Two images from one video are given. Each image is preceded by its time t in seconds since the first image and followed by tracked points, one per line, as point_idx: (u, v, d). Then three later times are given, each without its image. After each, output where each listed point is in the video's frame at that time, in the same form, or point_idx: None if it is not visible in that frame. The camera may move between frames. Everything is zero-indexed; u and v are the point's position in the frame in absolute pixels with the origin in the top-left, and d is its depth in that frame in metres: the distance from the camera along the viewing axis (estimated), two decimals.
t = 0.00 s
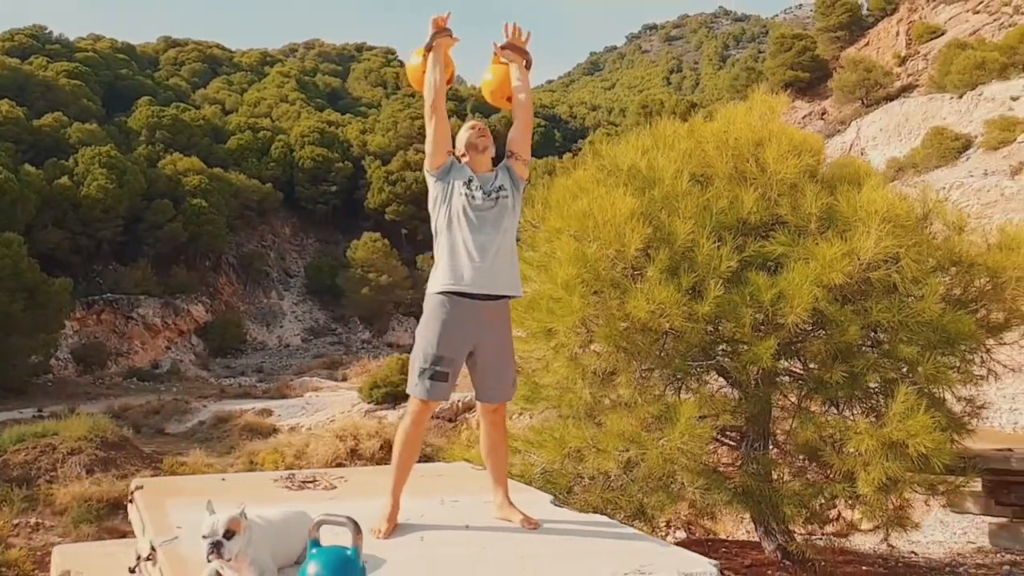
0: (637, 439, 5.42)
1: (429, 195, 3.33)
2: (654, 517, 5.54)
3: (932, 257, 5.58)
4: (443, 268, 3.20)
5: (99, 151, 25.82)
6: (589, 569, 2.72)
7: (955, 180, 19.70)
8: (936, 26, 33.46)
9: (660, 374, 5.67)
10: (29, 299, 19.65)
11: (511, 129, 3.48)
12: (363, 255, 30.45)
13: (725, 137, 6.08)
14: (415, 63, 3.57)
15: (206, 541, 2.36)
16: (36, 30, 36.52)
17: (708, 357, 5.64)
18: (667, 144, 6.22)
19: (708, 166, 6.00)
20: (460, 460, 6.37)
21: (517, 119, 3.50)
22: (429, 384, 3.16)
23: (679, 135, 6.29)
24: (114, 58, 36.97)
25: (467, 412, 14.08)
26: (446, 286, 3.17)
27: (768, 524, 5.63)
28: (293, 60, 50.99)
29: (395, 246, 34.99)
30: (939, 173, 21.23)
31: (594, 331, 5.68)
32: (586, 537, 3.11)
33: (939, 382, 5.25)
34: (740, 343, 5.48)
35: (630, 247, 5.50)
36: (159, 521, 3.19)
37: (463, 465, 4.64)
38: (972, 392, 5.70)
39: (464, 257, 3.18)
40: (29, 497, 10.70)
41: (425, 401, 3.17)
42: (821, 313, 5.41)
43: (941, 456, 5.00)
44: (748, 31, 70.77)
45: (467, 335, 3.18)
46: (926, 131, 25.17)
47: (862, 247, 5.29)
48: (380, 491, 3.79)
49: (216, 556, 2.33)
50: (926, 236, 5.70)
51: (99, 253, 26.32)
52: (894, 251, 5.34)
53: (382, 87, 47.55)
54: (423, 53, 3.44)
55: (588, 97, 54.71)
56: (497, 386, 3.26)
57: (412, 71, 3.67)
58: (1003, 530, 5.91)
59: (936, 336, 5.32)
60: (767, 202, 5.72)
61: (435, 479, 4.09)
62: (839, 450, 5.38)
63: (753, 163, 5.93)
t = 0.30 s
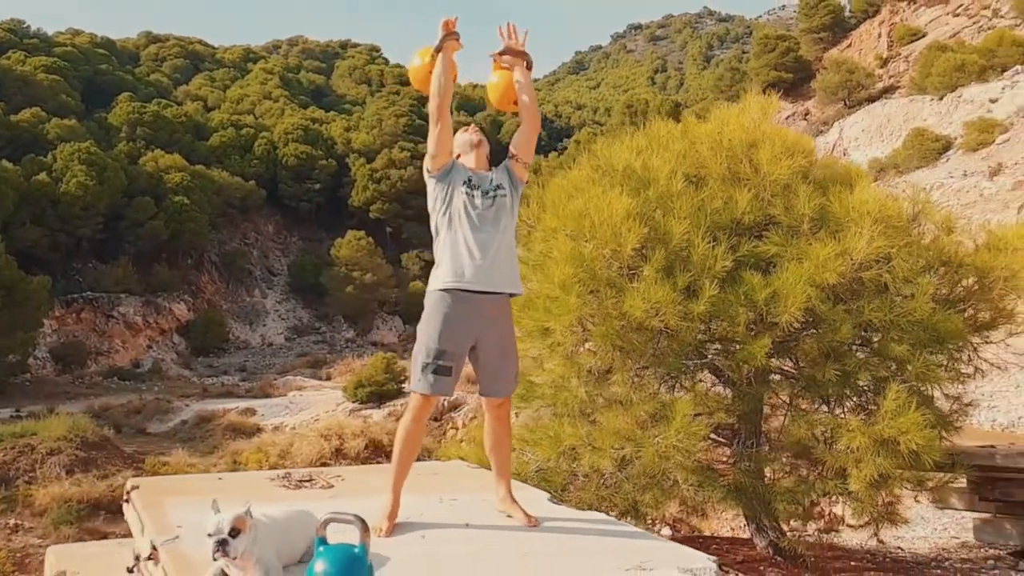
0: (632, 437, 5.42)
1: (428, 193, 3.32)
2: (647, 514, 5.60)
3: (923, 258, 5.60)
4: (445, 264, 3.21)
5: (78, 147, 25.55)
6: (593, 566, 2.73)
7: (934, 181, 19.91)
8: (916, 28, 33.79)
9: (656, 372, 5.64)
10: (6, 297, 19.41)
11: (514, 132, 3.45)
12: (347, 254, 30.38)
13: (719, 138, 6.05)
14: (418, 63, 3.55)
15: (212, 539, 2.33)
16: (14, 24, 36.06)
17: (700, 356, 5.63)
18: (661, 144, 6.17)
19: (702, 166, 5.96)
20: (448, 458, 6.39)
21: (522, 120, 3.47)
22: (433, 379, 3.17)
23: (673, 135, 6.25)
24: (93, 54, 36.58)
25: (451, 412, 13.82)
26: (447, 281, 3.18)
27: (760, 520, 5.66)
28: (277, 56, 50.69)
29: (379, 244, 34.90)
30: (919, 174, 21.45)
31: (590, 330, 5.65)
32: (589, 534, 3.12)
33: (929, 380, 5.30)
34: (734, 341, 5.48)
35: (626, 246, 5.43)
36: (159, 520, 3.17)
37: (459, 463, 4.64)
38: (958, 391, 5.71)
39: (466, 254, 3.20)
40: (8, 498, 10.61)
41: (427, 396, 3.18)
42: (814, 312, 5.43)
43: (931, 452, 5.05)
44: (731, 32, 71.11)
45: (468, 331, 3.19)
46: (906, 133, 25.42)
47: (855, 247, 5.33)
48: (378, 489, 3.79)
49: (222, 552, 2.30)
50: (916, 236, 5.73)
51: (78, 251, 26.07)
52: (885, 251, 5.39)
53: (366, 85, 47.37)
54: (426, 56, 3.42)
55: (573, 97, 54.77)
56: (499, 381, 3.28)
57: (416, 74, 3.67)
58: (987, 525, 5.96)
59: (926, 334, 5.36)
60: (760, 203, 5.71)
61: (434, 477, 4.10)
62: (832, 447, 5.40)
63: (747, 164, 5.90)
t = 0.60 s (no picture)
0: (627, 437, 5.42)
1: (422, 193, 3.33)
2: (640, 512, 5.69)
3: (911, 259, 5.63)
4: (441, 259, 3.23)
5: (57, 144, 25.33)
6: (594, 562, 2.75)
7: (915, 181, 20.14)
8: (897, 30, 34.13)
9: (650, 371, 5.62)
10: None
11: (510, 150, 3.43)
12: (330, 252, 30.28)
13: (711, 139, 6.04)
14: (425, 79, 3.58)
15: (218, 538, 2.32)
16: None
17: (692, 355, 5.63)
18: (654, 145, 6.16)
19: (694, 167, 5.94)
20: (437, 457, 6.40)
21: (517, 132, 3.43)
22: (433, 371, 3.17)
23: (665, 137, 6.24)
24: (72, 50, 36.18)
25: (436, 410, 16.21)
26: (445, 275, 3.20)
27: (750, 517, 5.67)
28: (259, 54, 50.37)
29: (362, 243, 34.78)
30: (899, 174, 21.69)
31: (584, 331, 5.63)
32: (588, 532, 3.14)
33: (917, 380, 5.35)
34: (726, 341, 5.48)
35: (620, 247, 5.42)
36: (158, 520, 3.15)
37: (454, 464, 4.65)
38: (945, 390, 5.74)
39: (461, 249, 3.21)
40: None
41: (426, 388, 3.19)
42: (806, 313, 5.42)
43: (920, 450, 5.10)
44: (714, 32, 71.52)
45: (468, 323, 3.20)
46: (887, 133, 25.67)
47: (846, 248, 5.34)
48: (376, 489, 3.79)
49: (228, 551, 2.30)
50: (905, 238, 5.75)
51: (56, 249, 25.81)
52: (876, 252, 5.40)
53: (349, 83, 47.16)
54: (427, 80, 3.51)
55: (557, 96, 54.86)
56: (499, 373, 3.27)
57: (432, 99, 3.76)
58: (971, 522, 5.87)
59: (914, 334, 5.39)
60: (752, 204, 5.70)
61: (432, 477, 4.09)
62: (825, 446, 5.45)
63: (739, 166, 5.88)
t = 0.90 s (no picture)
0: (620, 436, 5.47)
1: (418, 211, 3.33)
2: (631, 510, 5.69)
3: (900, 260, 5.68)
4: (437, 270, 3.23)
5: (36, 143, 25.22)
6: (592, 561, 2.76)
7: (897, 181, 20.35)
8: (878, 31, 34.45)
9: (642, 371, 5.64)
10: None
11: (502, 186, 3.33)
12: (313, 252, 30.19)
13: (702, 142, 6.07)
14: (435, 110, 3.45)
15: (221, 537, 2.31)
16: None
17: (684, 355, 5.63)
18: (645, 148, 6.19)
19: (685, 169, 5.96)
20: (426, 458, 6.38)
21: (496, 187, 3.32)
22: (431, 375, 3.13)
23: (656, 139, 6.27)
24: (53, 47, 35.81)
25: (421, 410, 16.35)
26: (441, 285, 3.19)
27: (741, 516, 5.69)
28: (242, 52, 50.07)
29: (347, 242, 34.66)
30: (881, 175, 21.92)
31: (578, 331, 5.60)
32: (582, 531, 3.15)
33: (906, 379, 5.40)
34: (718, 341, 5.49)
35: (614, 248, 5.44)
36: (156, 521, 3.12)
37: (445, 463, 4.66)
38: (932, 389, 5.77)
39: (457, 260, 3.21)
40: None
41: (424, 392, 3.15)
42: (797, 313, 5.43)
43: (909, 449, 5.14)
44: (698, 33, 71.91)
45: (465, 328, 3.19)
46: (869, 134, 25.91)
47: (835, 249, 5.38)
48: (371, 490, 3.77)
49: (232, 551, 2.29)
50: (893, 239, 5.80)
51: (37, 248, 25.62)
52: (865, 253, 5.44)
53: (333, 81, 47.01)
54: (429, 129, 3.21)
55: (542, 95, 54.95)
56: (496, 377, 3.27)
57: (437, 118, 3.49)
58: (956, 519, 5.95)
59: (903, 333, 5.43)
60: (742, 206, 5.73)
61: (424, 477, 4.08)
62: (815, 443, 5.50)
63: (730, 168, 5.92)
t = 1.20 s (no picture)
0: (612, 434, 5.50)
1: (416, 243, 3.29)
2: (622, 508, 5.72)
3: (887, 260, 5.74)
4: (434, 281, 3.18)
5: (17, 141, 24.92)
6: (590, 558, 2.77)
7: (880, 181, 20.56)
8: (861, 32, 34.74)
9: (633, 369, 5.67)
10: None
11: (496, 237, 3.31)
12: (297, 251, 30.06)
13: (693, 143, 6.11)
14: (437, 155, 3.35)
15: (228, 535, 2.32)
16: None
17: (675, 353, 5.66)
18: (636, 149, 6.23)
19: (676, 170, 5.99)
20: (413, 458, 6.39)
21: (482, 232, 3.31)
22: (430, 380, 3.09)
23: (646, 140, 6.32)
24: (33, 44, 35.42)
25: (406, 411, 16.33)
26: (439, 296, 3.14)
27: (731, 513, 5.73)
28: (225, 50, 49.75)
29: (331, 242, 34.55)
30: (863, 175, 22.13)
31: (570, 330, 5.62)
32: (576, 529, 3.17)
33: (893, 377, 5.45)
34: (710, 340, 5.51)
35: (607, 248, 5.46)
36: (154, 520, 3.11)
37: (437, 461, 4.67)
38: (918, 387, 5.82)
39: (454, 272, 3.19)
40: None
41: (423, 397, 3.10)
42: (787, 313, 5.46)
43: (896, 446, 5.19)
44: (682, 33, 72.22)
45: (462, 334, 3.15)
46: (852, 134, 26.13)
47: (825, 250, 5.41)
48: (368, 489, 3.77)
49: (237, 549, 2.30)
50: (881, 239, 5.85)
51: (17, 248, 25.44)
52: (854, 253, 5.48)
53: (316, 80, 46.83)
54: (428, 182, 3.15)
55: (527, 95, 55.01)
56: (493, 382, 3.25)
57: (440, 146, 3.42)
58: (940, 515, 5.97)
59: (891, 332, 5.47)
60: (733, 206, 5.76)
61: (419, 476, 4.07)
62: (804, 440, 5.55)
63: (720, 169, 5.97)
